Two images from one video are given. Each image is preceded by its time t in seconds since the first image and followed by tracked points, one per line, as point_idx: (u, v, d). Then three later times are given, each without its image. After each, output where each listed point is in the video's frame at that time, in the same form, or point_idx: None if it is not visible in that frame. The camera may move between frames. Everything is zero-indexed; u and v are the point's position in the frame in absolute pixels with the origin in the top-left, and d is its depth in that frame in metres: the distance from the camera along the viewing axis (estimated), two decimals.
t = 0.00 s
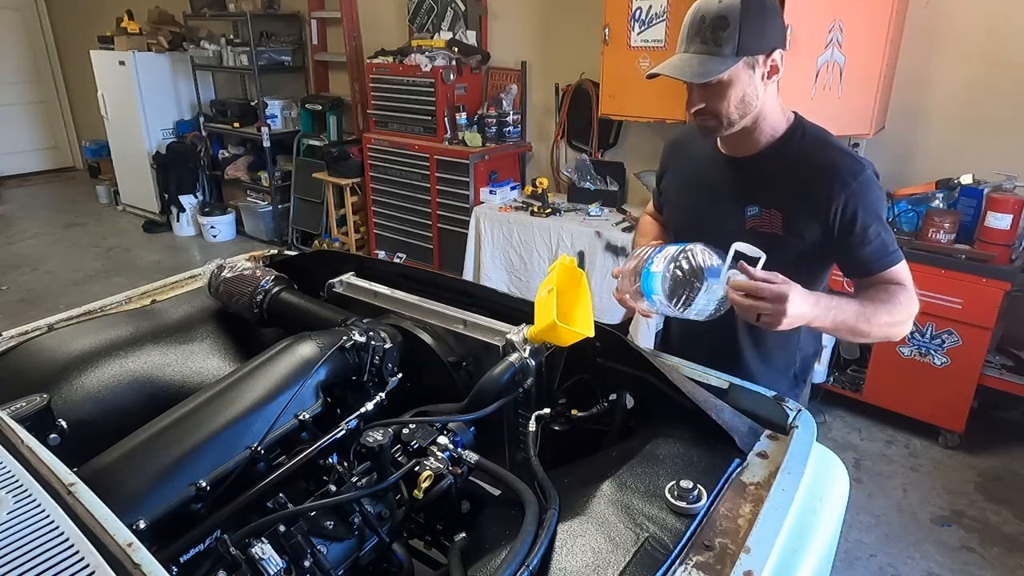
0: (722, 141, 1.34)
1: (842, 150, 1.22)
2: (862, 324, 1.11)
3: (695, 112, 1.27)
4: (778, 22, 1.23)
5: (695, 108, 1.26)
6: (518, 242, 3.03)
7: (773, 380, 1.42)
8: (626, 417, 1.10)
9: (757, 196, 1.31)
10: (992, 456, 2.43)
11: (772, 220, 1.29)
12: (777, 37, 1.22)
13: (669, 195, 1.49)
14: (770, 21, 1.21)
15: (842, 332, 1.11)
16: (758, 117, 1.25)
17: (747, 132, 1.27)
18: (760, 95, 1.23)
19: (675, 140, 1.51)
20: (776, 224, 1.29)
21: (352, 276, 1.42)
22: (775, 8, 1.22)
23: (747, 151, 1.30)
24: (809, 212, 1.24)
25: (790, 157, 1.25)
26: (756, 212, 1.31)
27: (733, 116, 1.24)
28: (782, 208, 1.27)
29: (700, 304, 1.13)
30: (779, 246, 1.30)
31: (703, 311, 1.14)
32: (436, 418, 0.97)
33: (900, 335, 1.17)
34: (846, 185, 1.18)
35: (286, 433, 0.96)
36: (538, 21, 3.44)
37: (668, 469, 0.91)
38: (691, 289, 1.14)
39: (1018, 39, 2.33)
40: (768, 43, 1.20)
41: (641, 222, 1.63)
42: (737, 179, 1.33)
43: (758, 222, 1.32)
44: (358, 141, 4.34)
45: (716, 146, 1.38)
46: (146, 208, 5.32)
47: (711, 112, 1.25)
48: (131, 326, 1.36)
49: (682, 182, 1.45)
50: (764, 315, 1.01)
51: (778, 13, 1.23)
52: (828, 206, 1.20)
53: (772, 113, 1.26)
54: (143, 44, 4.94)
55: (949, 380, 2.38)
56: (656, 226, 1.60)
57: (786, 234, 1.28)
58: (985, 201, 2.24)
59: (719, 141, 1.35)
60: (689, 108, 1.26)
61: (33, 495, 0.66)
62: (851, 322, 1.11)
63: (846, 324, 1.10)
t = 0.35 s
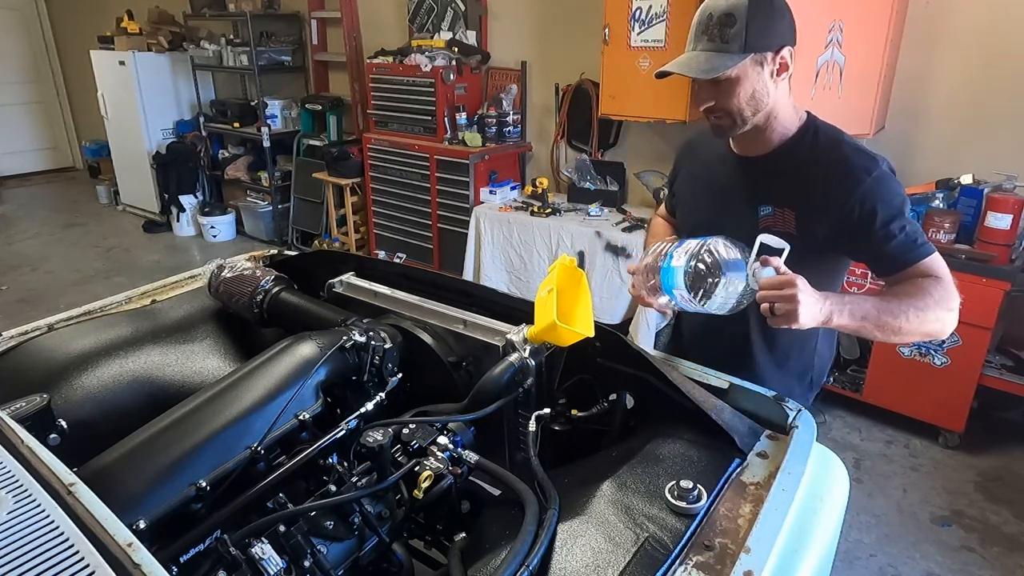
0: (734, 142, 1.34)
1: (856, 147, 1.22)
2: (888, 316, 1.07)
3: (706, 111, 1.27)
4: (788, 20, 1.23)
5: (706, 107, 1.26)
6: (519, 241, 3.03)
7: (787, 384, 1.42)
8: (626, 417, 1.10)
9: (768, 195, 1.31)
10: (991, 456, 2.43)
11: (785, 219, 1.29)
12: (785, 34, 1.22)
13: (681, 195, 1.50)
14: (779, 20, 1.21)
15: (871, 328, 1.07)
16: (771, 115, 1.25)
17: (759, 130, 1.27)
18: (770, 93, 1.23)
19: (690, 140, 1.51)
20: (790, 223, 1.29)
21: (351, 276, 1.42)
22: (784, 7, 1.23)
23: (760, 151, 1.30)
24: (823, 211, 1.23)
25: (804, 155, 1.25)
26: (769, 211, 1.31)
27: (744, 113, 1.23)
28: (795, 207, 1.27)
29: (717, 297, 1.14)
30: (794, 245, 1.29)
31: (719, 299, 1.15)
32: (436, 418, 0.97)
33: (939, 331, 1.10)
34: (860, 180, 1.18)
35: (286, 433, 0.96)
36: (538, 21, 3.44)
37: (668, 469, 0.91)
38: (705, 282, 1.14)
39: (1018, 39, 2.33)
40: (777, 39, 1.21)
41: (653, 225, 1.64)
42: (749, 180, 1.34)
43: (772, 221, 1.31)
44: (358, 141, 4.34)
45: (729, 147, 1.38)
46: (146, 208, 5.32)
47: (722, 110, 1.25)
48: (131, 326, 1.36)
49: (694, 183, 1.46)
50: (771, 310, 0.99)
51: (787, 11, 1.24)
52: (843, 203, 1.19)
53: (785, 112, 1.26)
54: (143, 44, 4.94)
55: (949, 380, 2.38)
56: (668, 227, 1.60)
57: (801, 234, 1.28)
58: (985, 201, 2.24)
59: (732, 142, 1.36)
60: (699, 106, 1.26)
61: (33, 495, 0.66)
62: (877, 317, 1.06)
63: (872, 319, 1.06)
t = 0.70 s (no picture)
0: (744, 144, 1.34)
1: (868, 151, 1.22)
2: (897, 322, 1.07)
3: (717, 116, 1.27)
4: (801, 23, 1.22)
5: (716, 111, 1.26)
6: (519, 241, 3.03)
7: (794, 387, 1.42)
8: (626, 417, 1.11)
9: (779, 197, 1.31)
10: (991, 456, 2.43)
11: (795, 221, 1.29)
12: (796, 36, 1.21)
13: (689, 196, 1.50)
14: (790, 21, 1.20)
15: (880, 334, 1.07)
16: (781, 119, 1.25)
17: (768, 132, 1.27)
18: (781, 96, 1.23)
19: (697, 141, 1.52)
20: (800, 226, 1.29)
21: (351, 276, 1.42)
22: (796, 8, 1.21)
23: (770, 152, 1.30)
24: (833, 215, 1.23)
25: (815, 158, 1.25)
26: (779, 214, 1.31)
27: (754, 116, 1.23)
28: (804, 209, 1.27)
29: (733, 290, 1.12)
30: (805, 247, 1.29)
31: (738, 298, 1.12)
32: (436, 418, 0.97)
33: (948, 336, 1.10)
34: (871, 184, 1.18)
35: (286, 433, 0.96)
36: (538, 21, 3.44)
37: (668, 469, 0.91)
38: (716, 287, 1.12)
39: (1018, 39, 2.33)
40: (789, 42, 1.19)
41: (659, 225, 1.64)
42: (757, 181, 1.34)
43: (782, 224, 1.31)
44: (358, 141, 4.35)
45: (740, 149, 1.38)
46: (145, 208, 5.32)
47: (732, 114, 1.24)
48: (131, 326, 1.36)
49: (701, 183, 1.46)
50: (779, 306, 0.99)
51: (799, 12, 1.22)
52: (854, 207, 1.19)
53: (794, 114, 1.26)
54: (143, 44, 4.94)
55: (949, 380, 2.38)
56: (675, 228, 1.61)
57: (811, 235, 1.28)
58: (984, 201, 2.24)
59: (741, 143, 1.36)
60: (709, 110, 1.26)
61: (33, 495, 0.66)
62: (886, 322, 1.07)
63: (882, 323, 1.07)
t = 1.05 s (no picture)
0: (748, 143, 1.33)
1: (869, 151, 1.22)
2: (903, 322, 1.07)
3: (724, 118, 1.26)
4: (808, 26, 1.22)
5: (724, 113, 1.25)
6: (518, 241, 3.03)
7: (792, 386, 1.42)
8: (626, 416, 1.10)
9: (783, 196, 1.30)
10: (991, 456, 2.43)
11: (798, 220, 1.29)
12: (804, 39, 1.21)
13: (688, 194, 1.50)
14: (799, 25, 1.20)
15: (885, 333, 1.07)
16: (789, 120, 1.25)
17: (772, 135, 1.28)
18: (789, 98, 1.23)
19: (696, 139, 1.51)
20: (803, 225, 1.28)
21: (352, 276, 1.42)
22: (805, 12, 1.21)
23: (776, 150, 1.30)
24: (835, 215, 1.23)
25: (817, 157, 1.25)
26: (782, 214, 1.30)
27: (761, 119, 1.23)
28: (806, 208, 1.27)
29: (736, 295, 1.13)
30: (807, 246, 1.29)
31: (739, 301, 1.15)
32: (436, 418, 0.97)
33: (947, 335, 1.12)
34: (874, 185, 1.18)
35: (286, 433, 0.96)
36: (538, 21, 3.44)
37: (668, 469, 0.91)
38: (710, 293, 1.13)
39: (1018, 39, 2.33)
40: (797, 46, 1.20)
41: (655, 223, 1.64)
42: (759, 180, 1.33)
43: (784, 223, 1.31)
44: (358, 141, 4.35)
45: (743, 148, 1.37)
46: (146, 208, 5.32)
47: (739, 116, 1.24)
48: (131, 326, 1.36)
49: (701, 181, 1.45)
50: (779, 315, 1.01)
51: (807, 16, 1.22)
52: (857, 207, 1.19)
53: (801, 116, 1.26)
54: (143, 44, 4.95)
55: (949, 380, 2.38)
56: (671, 226, 1.61)
57: (812, 234, 1.27)
58: (984, 201, 2.24)
59: (744, 143, 1.35)
60: (716, 113, 1.26)
61: (33, 495, 0.66)
62: (892, 322, 1.07)
63: (887, 323, 1.07)
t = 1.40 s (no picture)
0: (729, 139, 1.32)
1: (851, 142, 1.24)
2: (906, 308, 1.10)
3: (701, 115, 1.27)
4: (790, 27, 1.20)
5: (700, 110, 1.26)
6: (518, 241, 3.03)
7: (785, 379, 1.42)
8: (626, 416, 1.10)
9: (772, 191, 1.30)
10: (991, 456, 2.43)
11: (785, 213, 1.29)
12: (782, 40, 1.19)
13: (672, 192, 1.48)
14: (777, 26, 1.18)
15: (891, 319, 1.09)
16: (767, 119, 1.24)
17: (754, 132, 1.27)
18: (765, 98, 1.22)
19: (678, 137, 1.49)
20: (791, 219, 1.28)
21: (352, 276, 1.42)
22: (785, 13, 1.19)
23: (757, 146, 1.30)
24: (827, 208, 1.23)
25: (802, 152, 1.25)
26: (770, 207, 1.30)
27: (737, 118, 1.23)
28: (795, 203, 1.27)
29: (735, 298, 1.12)
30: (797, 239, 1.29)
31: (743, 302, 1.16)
32: (436, 418, 0.97)
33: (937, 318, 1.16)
34: (863, 178, 1.19)
35: (286, 433, 0.96)
36: (538, 21, 3.44)
37: (668, 469, 0.91)
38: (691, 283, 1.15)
39: (1018, 39, 2.33)
40: (773, 48, 1.18)
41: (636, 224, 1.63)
42: (746, 177, 1.32)
43: (772, 217, 1.31)
44: (358, 141, 4.35)
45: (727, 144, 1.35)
46: (146, 208, 5.32)
47: (714, 115, 1.24)
48: (131, 326, 1.36)
49: (684, 180, 1.44)
50: (792, 303, 1.01)
51: (788, 18, 1.20)
52: (845, 198, 1.21)
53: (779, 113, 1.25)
54: (143, 44, 4.95)
55: (949, 380, 2.38)
56: (653, 226, 1.60)
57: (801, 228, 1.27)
58: (985, 201, 2.25)
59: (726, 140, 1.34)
60: (693, 111, 1.26)
61: (34, 495, 0.66)
62: (897, 306, 1.09)
63: (892, 307, 1.09)
